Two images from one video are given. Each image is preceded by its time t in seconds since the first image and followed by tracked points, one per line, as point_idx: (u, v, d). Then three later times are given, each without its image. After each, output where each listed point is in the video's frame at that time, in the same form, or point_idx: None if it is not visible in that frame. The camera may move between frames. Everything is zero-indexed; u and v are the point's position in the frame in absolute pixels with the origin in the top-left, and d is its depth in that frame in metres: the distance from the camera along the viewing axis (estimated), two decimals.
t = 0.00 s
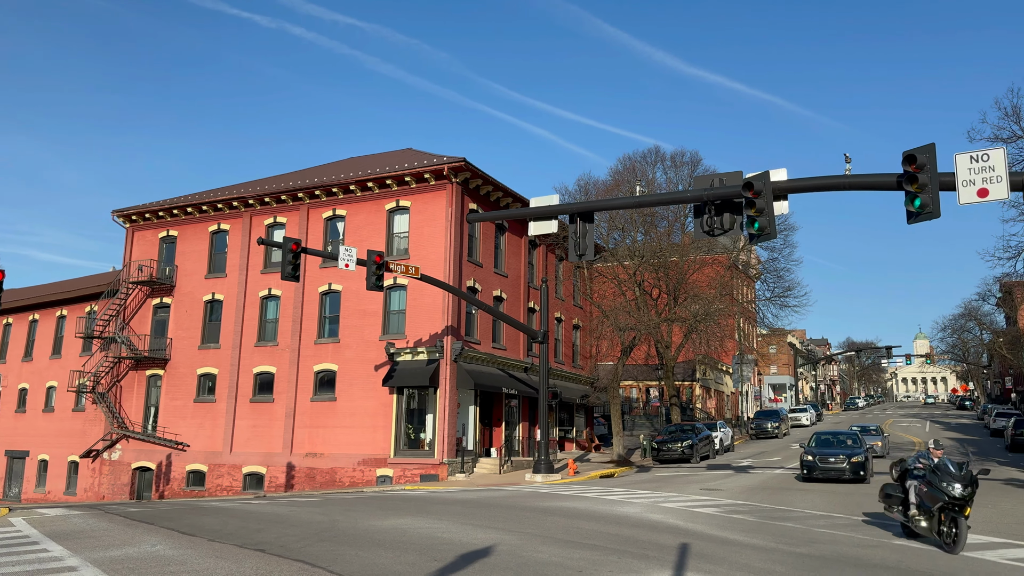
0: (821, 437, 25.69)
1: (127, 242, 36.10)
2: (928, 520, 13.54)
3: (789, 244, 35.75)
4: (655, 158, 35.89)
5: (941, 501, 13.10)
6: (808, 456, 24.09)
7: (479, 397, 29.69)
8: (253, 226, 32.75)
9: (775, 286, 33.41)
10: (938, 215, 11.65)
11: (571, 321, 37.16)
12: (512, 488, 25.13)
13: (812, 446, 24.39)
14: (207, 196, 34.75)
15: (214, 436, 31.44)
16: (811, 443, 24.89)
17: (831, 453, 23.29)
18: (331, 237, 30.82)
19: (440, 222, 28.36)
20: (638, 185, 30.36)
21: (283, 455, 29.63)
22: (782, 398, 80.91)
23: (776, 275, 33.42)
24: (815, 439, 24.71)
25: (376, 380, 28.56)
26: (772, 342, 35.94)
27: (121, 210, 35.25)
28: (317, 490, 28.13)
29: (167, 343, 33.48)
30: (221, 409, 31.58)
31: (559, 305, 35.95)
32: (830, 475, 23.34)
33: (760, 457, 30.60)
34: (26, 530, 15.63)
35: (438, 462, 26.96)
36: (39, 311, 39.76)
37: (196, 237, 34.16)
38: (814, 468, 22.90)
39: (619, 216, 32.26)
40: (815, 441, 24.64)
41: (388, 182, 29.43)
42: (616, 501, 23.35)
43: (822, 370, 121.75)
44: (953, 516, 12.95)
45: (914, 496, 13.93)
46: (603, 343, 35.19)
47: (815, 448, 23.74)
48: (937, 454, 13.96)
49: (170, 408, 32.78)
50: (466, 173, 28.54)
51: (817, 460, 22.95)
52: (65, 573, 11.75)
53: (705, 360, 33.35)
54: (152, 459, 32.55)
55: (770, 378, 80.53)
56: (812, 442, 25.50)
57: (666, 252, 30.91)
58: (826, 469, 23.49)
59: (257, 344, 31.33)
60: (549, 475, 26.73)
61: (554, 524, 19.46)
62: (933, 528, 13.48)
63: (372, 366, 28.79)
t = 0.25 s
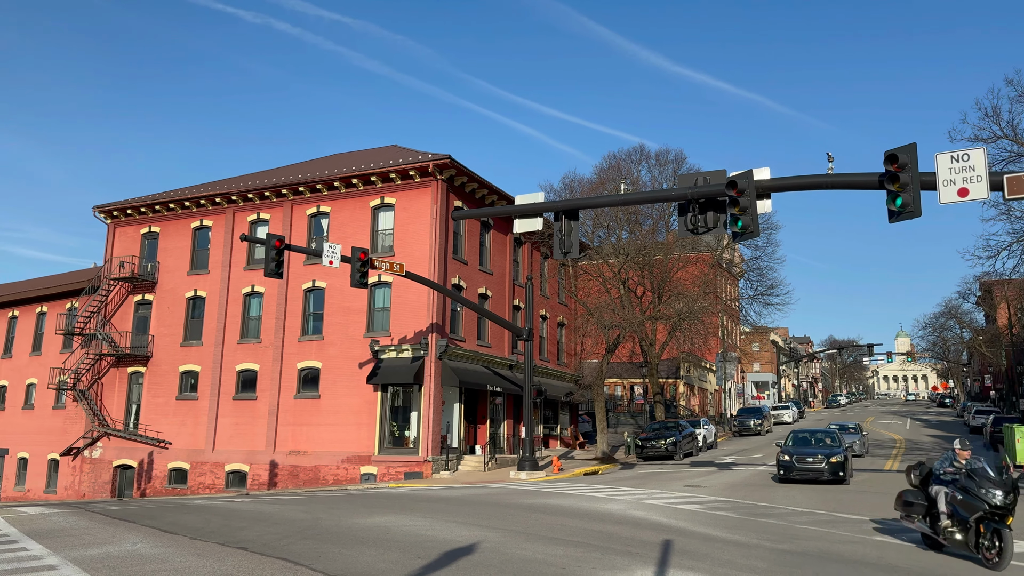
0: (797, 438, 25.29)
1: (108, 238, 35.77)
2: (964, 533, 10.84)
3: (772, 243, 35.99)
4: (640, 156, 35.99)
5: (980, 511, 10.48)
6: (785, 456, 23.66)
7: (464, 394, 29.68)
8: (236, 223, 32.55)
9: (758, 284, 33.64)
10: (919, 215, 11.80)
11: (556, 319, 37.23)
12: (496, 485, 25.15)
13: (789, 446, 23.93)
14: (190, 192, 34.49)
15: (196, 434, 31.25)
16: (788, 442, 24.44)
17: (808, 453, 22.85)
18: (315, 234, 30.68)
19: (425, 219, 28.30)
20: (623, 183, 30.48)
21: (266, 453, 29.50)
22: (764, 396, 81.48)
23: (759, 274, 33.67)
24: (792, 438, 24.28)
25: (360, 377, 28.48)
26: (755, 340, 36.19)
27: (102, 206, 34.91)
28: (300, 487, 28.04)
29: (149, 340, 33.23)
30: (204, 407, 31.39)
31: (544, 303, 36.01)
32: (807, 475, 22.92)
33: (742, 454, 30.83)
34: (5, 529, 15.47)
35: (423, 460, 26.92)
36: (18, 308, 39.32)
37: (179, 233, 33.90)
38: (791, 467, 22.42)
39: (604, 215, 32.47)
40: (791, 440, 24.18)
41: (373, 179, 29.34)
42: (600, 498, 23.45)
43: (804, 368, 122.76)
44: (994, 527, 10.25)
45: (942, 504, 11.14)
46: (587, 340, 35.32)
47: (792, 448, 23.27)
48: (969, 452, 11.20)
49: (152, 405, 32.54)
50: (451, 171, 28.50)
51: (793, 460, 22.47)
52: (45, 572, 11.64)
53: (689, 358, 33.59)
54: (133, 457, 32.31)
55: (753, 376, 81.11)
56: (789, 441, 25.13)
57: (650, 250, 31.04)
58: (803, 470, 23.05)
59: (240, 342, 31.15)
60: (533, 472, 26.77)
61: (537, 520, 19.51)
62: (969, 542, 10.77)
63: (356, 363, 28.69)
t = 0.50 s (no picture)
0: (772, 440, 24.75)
1: (87, 234, 35.38)
2: None
3: (754, 242, 36.21)
4: (624, 155, 36.07)
5: None
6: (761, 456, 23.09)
7: (447, 392, 29.64)
8: (218, 219, 32.30)
9: (740, 282, 33.85)
10: (900, 215, 11.95)
11: (539, 317, 37.26)
12: (479, 483, 25.15)
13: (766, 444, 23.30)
14: (171, 187, 34.19)
15: (177, 432, 31.02)
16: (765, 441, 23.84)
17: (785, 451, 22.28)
18: (297, 231, 30.52)
19: (408, 216, 28.22)
20: (607, 181, 30.55)
21: (248, 451, 29.34)
22: (746, 394, 82.03)
23: (741, 272, 33.89)
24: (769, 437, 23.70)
25: (343, 375, 28.37)
26: (737, 338, 36.42)
27: (81, 201, 34.53)
28: (282, 486, 27.91)
29: (129, 337, 32.93)
30: (184, 404, 31.15)
31: (528, 301, 36.03)
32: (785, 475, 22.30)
33: (724, 451, 31.02)
34: None
35: (406, 458, 26.85)
36: None
37: (160, 229, 33.60)
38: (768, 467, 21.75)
39: (588, 213, 32.55)
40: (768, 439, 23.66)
41: (356, 176, 29.21)
42: (582, 495, 23.51)
43: (786, 366, 123.75)
44: None
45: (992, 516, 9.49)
46: (571, 338, 35.41)
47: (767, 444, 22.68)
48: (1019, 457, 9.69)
49: (132, 403, 32.26)
50: (435, 168, 28.43)
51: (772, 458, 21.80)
52: (22, 572, 11.52)
53: (672, 355, 33.73)
54: (113, 455, 32.02)
55: (735, 374, 81.63)
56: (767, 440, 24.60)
57: (634, 249, 31.12)
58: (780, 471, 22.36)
59: (222, 339, 30.95)
60: (516, 470, 26.79)
61: (519, 518, 19.55)
62: None
63: (339, 361, 28.58)
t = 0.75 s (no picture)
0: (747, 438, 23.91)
1: (65, 229, 34.97)
2: None
3: (735, 241, 36.45)
4: (607, 153, 36.17)
5: None
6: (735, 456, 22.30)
7: (429, 390, 29.58)
8: (198, 215, 32.05)
9: (722, 281, 34.07)
10: (878, 214, 12.07)
11: (522, 315, 37.29)
12: (461, 481, 25.13)
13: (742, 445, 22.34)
14: (150, 183, 33.88)
15: (156, 430, 30.77)
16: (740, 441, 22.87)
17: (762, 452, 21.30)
18: (278, 228, 30.34)
19: (391, 214, 28.12)
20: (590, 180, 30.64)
21: (227, 449, 29.16)
22: (727, 391, 82.61)
23: (722, 271, 34.12)
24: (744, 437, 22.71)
25: (324, 373, 28.25)
26: (718, 336, 36.65)
27: (59, 197, 34.12)
28: (262, 484, 27.77)
29: (107, 335, 32.60)
30: (164, 402, 30.90)
31: (511, 299, 36.05)
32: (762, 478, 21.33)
33: (705, 449, 31.22)
34: None
35: (388, 456, 26.76)
36: None
37: (139, 225, 33.28)
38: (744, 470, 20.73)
39: (570, 211, 32.63)
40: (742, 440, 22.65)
41: (338, 173, 29.09)
42: (564, 493, 23.57)
43: (766, 364, 124.76)
44: None
45: None
46: (554, 336, 35.49)
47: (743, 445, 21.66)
48: None
49: (110, 401, 31.94)
50: (418, 165, 28.35)
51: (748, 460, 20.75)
52: None
53: (653, 353, 33.89)
54: (91, 454, 31.70)
55: (716, 372, 82.19)
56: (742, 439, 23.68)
57: (616, 247, 31.21)
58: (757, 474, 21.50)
59: (201, 336, 30.73)
60: (498, 468, 26.80)
61: (501, 516, 19.59)
62: None
63: (320, 359, 28.45)
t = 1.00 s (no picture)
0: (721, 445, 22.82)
1: (40, 225, 34.50)
2: None
3: (715, 240, 36.69)
4: (589, 152, 36.25)
5: None
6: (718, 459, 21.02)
7: (410, 388, 29.51)
8: (176, 212, 31.75)
9: (702, 280, 34.29)
10: (856, 214, 12.20)
11: (504, 313, 37.30)
12: (442, 480, 25.10)
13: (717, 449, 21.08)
14: (128, 179, 33.52)
15: (133, 428, 30.47)
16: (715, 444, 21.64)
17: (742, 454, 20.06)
18: (258, 224, 30.14)
19: (372, 211, 28.02)
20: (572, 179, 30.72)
21: (205, 448, 28.94)
22: (706, 390, 83.15)
23: (703, 270, 34.38)
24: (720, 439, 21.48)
25: (305, 371, 28.10)
26: (699, 335, 36.86)
27: (35, 192, 33.66)
28: (241, 483, 27.59)
29: (83, 332, 32.23)
30: (141, 400, 30.60)
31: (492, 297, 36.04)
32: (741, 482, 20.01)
33: (684, 447, 31.41)
34: None
35: (368, 455, 26.65)
36: None
37: (116, 222, 32.91)
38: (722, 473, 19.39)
39: (552, 210, 32.69)
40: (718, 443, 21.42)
41: (319, 170, 28.93)
42: (545, 491, 23.61)
43: (745, 363, 125.78)
44: None
45: None
46: (535, 334, 35.57)
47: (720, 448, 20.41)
48: None
49: (86, 399, 31.58)
50: (399, 163, 28.27)
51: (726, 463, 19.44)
52: None
53: (634, 352, 34.03)
54: (66, 453, 31.32)
55: (696, 370, 82.68)
56: (714, 440, 22.28)
57: (598, 246, 31.30)
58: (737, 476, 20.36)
59: (179, 334, 30.46)
60: (479, 466, 26.79)
61: (481, 514, 19.58)
62: None
63: (300, 357, 28.29)
